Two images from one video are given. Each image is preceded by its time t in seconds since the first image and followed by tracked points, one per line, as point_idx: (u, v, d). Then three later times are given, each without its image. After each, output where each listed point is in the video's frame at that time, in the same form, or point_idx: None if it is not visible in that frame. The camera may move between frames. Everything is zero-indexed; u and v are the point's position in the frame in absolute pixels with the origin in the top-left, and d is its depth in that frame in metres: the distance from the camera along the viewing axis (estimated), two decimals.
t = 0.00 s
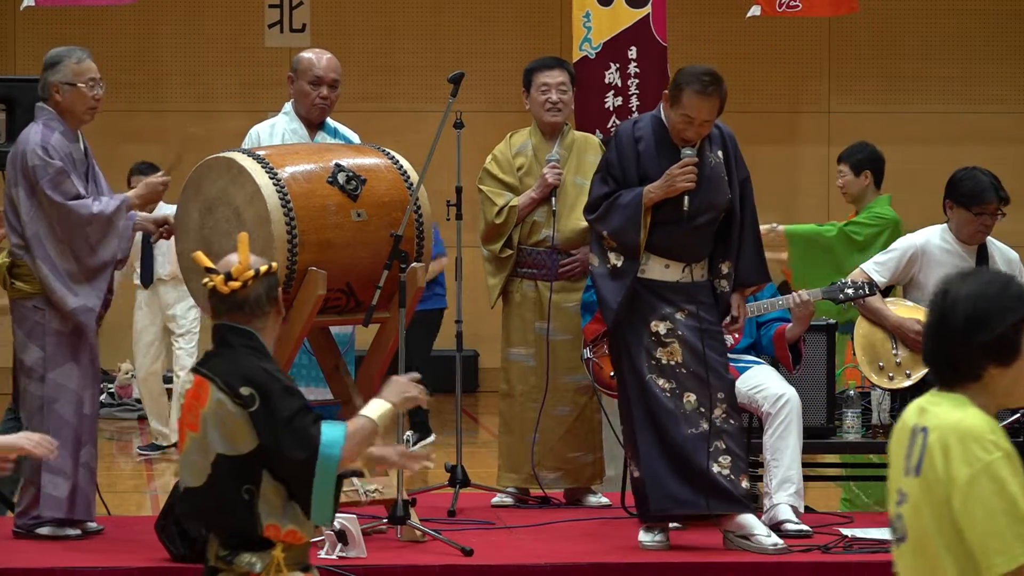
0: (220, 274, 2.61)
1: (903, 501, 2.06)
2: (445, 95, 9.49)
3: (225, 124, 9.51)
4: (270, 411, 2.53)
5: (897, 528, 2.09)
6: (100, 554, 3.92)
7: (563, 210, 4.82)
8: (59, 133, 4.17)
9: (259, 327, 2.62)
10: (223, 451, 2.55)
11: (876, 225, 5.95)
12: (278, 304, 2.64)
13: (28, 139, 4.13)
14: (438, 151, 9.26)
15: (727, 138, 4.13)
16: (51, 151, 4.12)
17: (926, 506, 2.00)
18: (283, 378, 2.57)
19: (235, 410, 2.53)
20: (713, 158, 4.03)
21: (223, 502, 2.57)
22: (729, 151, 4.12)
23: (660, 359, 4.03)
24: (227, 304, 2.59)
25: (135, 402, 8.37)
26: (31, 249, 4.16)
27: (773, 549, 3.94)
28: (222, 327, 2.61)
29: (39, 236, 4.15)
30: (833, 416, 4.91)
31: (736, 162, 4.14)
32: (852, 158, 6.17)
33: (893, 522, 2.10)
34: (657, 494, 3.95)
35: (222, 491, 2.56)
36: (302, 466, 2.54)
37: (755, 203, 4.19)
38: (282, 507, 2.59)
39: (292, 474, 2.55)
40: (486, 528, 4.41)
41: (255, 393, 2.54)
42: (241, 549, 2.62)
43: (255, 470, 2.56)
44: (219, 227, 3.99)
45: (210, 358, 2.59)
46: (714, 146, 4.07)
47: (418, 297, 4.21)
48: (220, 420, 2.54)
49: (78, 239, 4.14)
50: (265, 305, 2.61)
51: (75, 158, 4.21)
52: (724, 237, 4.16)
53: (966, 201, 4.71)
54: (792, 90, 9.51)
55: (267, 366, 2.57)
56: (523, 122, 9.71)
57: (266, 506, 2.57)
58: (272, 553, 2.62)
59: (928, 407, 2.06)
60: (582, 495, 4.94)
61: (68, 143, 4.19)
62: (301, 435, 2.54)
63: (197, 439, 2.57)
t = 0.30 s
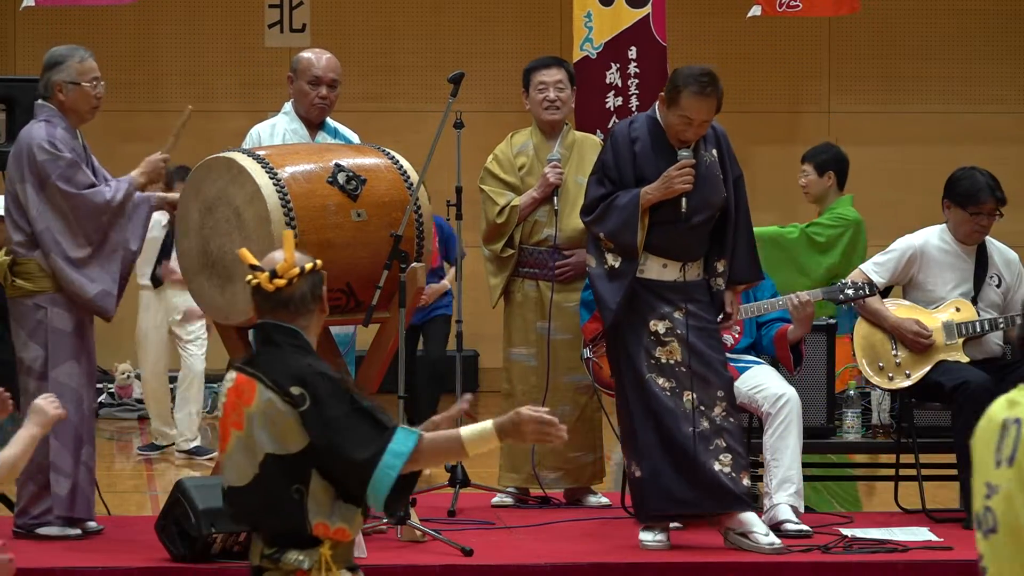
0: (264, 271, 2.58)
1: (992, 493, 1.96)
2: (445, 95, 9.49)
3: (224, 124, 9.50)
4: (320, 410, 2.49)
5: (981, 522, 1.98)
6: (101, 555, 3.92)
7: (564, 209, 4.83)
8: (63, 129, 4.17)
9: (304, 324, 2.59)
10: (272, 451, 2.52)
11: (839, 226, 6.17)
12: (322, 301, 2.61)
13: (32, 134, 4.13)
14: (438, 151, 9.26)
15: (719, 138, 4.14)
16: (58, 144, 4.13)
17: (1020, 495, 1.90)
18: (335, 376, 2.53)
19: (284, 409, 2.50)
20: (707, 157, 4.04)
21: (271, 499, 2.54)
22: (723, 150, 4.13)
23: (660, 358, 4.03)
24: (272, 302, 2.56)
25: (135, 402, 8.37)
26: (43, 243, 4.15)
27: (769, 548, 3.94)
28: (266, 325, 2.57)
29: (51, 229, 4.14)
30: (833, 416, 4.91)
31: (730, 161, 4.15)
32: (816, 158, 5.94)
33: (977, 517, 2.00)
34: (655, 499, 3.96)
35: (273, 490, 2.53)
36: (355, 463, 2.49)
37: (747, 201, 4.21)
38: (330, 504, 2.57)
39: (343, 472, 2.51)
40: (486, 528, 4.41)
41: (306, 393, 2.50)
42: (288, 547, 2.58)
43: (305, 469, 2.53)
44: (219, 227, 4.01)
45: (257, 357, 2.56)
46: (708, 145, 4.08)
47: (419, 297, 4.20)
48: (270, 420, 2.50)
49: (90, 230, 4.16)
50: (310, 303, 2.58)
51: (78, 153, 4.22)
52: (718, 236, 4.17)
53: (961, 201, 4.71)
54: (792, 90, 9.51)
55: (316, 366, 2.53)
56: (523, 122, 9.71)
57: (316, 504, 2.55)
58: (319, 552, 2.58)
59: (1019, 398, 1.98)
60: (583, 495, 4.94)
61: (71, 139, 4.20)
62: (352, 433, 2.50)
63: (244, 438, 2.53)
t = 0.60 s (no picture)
0: (290, 274, 2.59)
1: None
2: (446, 95, 9.49)
3: (224, 124, 9.50)
4: (334, 419, 2.52)
5: None
6: (102, 554, 3.92)
7: (563, 209, 4.83)
8: (63, 134, 4.17)
9: (328, 330, 2.60)
10: (283, 457, 2.56)
11: (807, 228, 5.58)
12: (349, 307, 2.62)
13: (34, 139, 4.12)
14: (438, 150, 9.26)
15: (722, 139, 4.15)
16: (58, 150, 4.12)
17: None
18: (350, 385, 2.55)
19: (297, 416, 2.54)
20: (711, 158, 4.06)
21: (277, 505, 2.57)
22: (726, 152, 4.15)
23: (655, 360, 4.02)
24: (296, 306, 2.58)
25: (135, 402, 8.37)
26: (43, 248, 4.15)
27: (722, 541, 4.08)
28: (289, 328, 2.60)
29: (51, 234, 4.14)
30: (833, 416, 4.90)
31: (731, 161, 4.17)
32: (784, 158, 5.67)
33: None
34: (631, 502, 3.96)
35: (280, 498, 2.56)
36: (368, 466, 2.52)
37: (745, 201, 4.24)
38: (339, 514, 2.59)
39: (353, 477, 2.54)
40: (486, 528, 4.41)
41: (319, 401, 2.53)
42: (299, 556, 2.61)
43: (315, 477, 2.56)
44: (219, 227, 4.01)
45: (279, 363, 2.59)
46: (711, 147, 4.09)
47: (418, 297, 4.19)
48: (283, 427, 2.55)
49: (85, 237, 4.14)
50: (335, 309, 2.59)
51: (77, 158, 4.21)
52: (717, 236, 4.18)
53: (962, 201, 4.70)
54: (792, 90, 9.51)
55: (333, 373, 2.56)
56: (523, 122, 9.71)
57: (324, 513, 2.57)
58: (329, 559, 2.60)
59: None
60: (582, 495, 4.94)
61: (71, 144, 4.20)
62: (363, 442, 2.52)
63: (260, 443, 2.59)
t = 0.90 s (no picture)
0: (305, 277, 2.60)
1: None
2: (446, 95, 9.49)
3: (224, 124, 9.50)
4: (347, 420, 2.48)
5: None
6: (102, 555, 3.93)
7: (562, 210, 4.83)
8: (66, 139, 4.17)
9: (344, 332, 2.61)
10: (304, 458, 2.53)
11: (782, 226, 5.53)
12: (363, 308, 2.63)
13: (35, 144, 4.12)
14: (439, 150, 9.26)
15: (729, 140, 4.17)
16: (60, 158, 4.12)
17: None
18: (364, 387, 2.51)
19: (314, 417, 2.51)
20: (720, 157, 4.06)
21: (298, 505, 2.56)
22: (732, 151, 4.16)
23: (655, 360, 4.02)
24: (312, 307, 2.58)
25: (135, 402, 8.36)
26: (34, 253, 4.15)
27: (705, 541, 4.08)
28: (305, 330, 2.60)
29: (42, 241, 4.13)
30: (833, 416, 4.90)
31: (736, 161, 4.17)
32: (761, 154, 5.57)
33: None
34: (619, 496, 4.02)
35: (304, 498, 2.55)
36: (369, 470, 2.44)
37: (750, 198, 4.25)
38: (362, 514, 2.56)
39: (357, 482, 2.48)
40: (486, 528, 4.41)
41: (334, 401, 2.50)
42: (322, 555, 2.62)
43: (335, 478, 2.53)
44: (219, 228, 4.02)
45: (295, 364, 2.58)
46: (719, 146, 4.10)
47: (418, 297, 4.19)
48: (300, 427, 2.52)
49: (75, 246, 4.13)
50: (350, 310, 2.60)
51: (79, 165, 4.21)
52: (723, 236, 4.17)
53: (964, 206, 4.69)
54: (792, 91, 9.51)
55: (349, 374, 2.52)
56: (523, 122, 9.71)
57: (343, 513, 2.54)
58: (350, 557, 2.60)
59: None
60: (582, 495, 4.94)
61: (73, 149, 4.19)
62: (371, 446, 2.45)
63: (280, 445, 2.57)
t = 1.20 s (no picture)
0: (342, 273, 2.57)
1: None
2: (446, 95, 9.49)
3: (224, 124, 9.50)
4: (378, 419, 2.42)
5: None
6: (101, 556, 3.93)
7: (561, 210, 4.84)
8: (67, 138, 4.16)
9: (380, 327, 2.57)
10: (340, 453, 2.47)
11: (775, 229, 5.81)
12: (400, 305, 2.59)
13: (36, 144, 4.11)
14: (439, 150, 9.26)
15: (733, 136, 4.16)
16: (60, 158, 4.11)
17: None
18: (401, 386, 2.46)
19: (348, 411, 2.44)
20: (723, 152, 4.07)
21: (331, 499, 2.50)
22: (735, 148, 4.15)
23: (669, 356, 4.03)
24: (349, 303, 2.55)
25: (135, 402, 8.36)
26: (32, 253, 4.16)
27: (707, 541, 4.09)
28: (341, 327, 2.57)
29: (41, 241, 4.14)
30: (833, 416, 4.89)
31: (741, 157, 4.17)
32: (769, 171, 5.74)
33: None
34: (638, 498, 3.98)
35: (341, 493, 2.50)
36: (400, 474, 2.40)
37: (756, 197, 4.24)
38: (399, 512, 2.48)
39: (381, 486, 2.42)
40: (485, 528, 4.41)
41: (366, 397, 2.44)
42: (359, 552, 2.56)
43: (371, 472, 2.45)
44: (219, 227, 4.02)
45: (332, 360, 2.53)
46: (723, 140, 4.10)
47: (418, 297, 4.18)
48: (336, 421, 2.45)
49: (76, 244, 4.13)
50: (387, 307, 2.57)
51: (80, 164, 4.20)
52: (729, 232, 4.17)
53: (962, 209, 4.69)
54: (793, 91, 9.52)
55: (384, 371, 2.46)
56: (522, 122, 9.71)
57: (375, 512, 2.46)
58: (388, 554, 2.54)
59: None
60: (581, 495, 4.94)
61: (74, 148, 4.18)
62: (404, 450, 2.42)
63: (317, 441, 2.51)
